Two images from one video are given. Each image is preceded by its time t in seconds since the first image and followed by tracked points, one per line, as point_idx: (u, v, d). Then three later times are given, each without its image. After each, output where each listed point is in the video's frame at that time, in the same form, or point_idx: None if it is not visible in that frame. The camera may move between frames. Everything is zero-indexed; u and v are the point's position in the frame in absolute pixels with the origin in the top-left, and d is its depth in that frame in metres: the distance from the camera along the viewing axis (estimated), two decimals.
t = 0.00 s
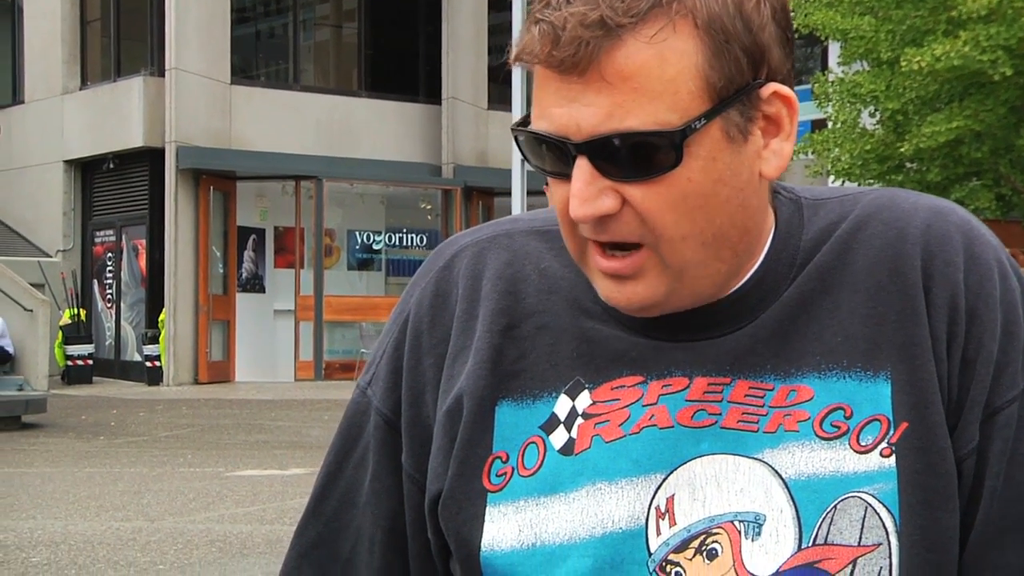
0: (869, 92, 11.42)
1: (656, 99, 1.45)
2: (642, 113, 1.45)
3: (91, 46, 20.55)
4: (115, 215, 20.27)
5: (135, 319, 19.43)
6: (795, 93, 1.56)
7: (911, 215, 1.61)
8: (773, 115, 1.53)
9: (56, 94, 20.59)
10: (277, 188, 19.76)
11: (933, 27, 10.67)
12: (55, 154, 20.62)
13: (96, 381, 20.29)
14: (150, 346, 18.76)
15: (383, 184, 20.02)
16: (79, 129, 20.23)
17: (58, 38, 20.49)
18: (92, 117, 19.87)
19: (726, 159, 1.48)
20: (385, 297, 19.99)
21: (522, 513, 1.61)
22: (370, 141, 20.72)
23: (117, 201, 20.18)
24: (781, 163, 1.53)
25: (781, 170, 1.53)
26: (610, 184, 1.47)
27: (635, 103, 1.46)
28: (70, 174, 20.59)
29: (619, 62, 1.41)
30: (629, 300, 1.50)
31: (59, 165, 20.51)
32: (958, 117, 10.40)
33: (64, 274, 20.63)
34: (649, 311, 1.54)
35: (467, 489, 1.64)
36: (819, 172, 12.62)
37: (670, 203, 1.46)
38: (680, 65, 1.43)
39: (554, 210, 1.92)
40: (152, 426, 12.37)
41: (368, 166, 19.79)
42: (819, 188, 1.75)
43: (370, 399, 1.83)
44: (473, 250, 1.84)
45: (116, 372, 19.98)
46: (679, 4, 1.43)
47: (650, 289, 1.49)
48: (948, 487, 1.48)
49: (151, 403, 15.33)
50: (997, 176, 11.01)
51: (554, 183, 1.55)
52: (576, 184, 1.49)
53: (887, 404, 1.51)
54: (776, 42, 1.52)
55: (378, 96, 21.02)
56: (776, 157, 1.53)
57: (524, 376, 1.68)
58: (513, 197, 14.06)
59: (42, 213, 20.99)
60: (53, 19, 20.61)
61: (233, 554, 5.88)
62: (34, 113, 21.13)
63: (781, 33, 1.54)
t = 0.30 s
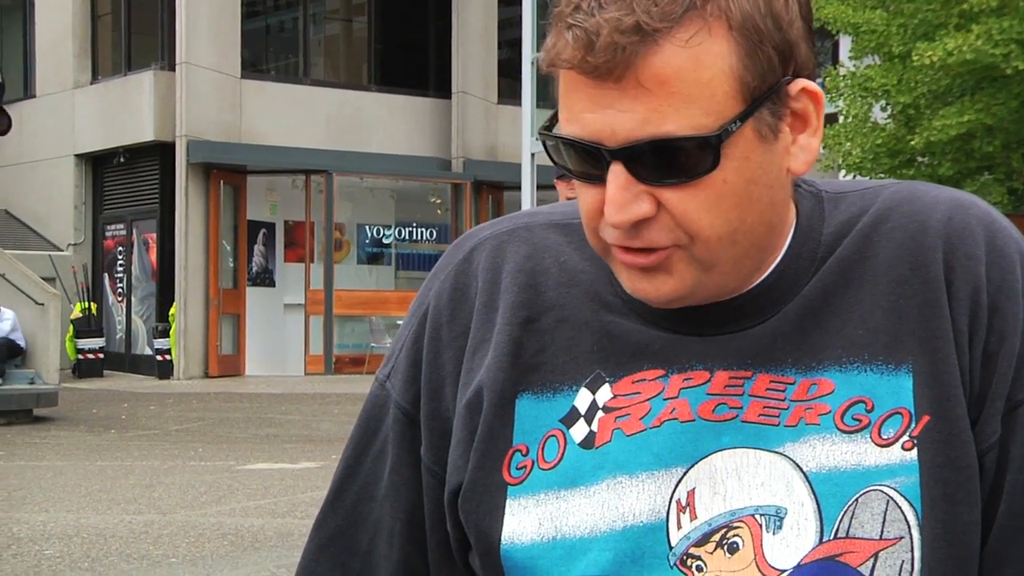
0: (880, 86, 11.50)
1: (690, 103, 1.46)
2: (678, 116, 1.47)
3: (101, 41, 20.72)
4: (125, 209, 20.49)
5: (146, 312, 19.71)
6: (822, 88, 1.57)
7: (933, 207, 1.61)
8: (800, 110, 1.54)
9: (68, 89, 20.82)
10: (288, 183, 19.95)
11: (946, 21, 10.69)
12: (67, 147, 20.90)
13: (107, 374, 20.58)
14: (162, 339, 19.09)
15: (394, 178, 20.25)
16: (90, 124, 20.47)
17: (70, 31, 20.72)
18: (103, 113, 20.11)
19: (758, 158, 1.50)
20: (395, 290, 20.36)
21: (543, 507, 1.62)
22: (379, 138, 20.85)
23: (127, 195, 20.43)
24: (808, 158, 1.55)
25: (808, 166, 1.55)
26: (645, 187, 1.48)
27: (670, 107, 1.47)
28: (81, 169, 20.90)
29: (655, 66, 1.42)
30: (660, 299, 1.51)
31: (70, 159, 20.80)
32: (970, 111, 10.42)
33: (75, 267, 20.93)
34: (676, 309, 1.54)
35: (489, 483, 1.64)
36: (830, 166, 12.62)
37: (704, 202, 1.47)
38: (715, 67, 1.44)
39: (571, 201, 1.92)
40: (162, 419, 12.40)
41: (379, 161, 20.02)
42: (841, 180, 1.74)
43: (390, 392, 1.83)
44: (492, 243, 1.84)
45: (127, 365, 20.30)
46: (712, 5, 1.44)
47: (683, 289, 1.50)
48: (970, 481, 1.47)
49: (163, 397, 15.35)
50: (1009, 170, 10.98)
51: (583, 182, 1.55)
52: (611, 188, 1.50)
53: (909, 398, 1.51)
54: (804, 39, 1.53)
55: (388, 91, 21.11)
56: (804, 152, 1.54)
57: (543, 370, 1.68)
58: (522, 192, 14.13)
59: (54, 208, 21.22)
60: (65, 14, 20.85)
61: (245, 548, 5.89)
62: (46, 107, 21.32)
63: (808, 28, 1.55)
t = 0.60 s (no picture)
0: (888, 80, 11.52)
1: (715, 94, 1.47)
2: (702, 107, 1.47)
3: (109, 34, 20.79)
4: (132, 202, 20.58)
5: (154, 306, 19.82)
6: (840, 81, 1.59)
7: (951, 202, 1.62)
8: (819, 102, 1.55)
9: (76, 82, 20.91)
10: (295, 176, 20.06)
11: (954, 16, 10.78)
12: (75, 141, 20.99)
13: (114, 367, 20.72)
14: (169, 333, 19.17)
15: (402, 172, 20.31)
16: (97, 118, 20.55)
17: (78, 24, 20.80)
18: (110, 106, 20.20)
19: (780, 149, 1.50)
20: (403, 284, 20.35)
21: (558, 502, 1.62)
22: (388, 129, 20.89)
23: (135, 188, 20.51)
24: (828, 151, 1.56)
25: (828, 159, 1.55)
26: (668, 180, 1.49)
27: (693, 99, 1.47)
28: (88, 162, 21.00)
29: (679, 56, 1.43)
30: (682, 294, 1.51)
31: (78, 152, 20.89)
32: (980, 106, 10.48)
33: (83, 261, 21.05)
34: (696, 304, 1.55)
35: (505, 478, 1.65)
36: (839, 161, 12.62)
37: (727, 196, 1.48)
38: (739, 57, 1.45)
39: (584, 197, 1.92)
40: (170, 413, 12.43)
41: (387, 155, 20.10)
42: (856, 175, 1.75)
43: (404, 387, 1.83)
44: (508, 237, 1.84)
45: (135, 359, 20.47)
46: None
47: (704, 283, 1.51)
48: (987, 476, 1.48)
49: (171, 390, 15.38)
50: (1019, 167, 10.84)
51: (602, 175, 1.55)
52: (633, 181, 1.50)
53: (926, 394, 1.51)
54: (823, 31, 1.54)
55: (395, 85, 21.16)
56: (824, 145, 1.55)
57: (558, 364, 1.68)
58: (529, 186, 14.16)
59: (62, 201, 21.37)
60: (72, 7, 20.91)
61: (252, 542, 5.90)
62: (54, 100, 21.40)
63: (826, 19, 1.56)
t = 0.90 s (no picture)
0: (897, 76, 11.41)
1: (738, 91, 1.47)
2: (725, 104, 1.47)
3: (116, 26, 20.82)
4: (139, 194, 20.62)
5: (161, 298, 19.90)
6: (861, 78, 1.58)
7: (973, 198, 1.61)
8: (841, 100, 1.55)
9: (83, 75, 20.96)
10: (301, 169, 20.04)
11: (964, 11, 10.78)
12: (82, 133, 21.05)
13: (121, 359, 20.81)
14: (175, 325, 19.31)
15: (410, 166, 20.27)
16: (104, 110, 20.59)
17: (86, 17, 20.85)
18: (118, 98, 20.26)
19: (802, 146, 1.50)
20: (409, 278, 20.35)
21: (575, 500, 1.62)
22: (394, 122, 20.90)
23: (141, 180, 20.55)
24: (850, 148, 1.56)
25: (850, 155, 1.55)
26: (689, 176, 1.49)
27: (717, 96, 1.47)
28: (95, 155, 21.05)
29: (701, 54, 1.43)
30: (703, 293, 1.52)
31: (85, 144, 20.96)
32: (989, 104, 10.46)
33: (90, 253, 21.12)
34: (717, 302, 1.55)
35: (522, 474, 1.65)
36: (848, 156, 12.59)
37: (751, 193, 1.48)
38: (760, 55, 1.45)
39: (602, 191, 1.92)
40: (176, 405, 12.45)
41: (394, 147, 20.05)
42: (876, 171, 1.75)
43: (421, 381, 1.84)
44: (525, 233, 1.84)
45: (141, 351, 20.54)
46: None
47: (725, 280, 1.51)
48: (1007, 476, 1.48)
49: (178, 383, 15.41)
50: None
51: (622, 172, 1.55)
52: (654, 178, 1.50)
53: (946, 392, 1.51)
54: (845, 27, 1.54)
55: (402, 78, 21.16)
56: (845, 141, 1.55)
57: (576, 361, 1.68)
58: (536, 182, 14.16)
59: (68, 193, 21.40)
60: None
61: (260, 534, 5.91)
62: (62, 91, 21.41)
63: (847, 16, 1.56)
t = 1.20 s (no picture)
0: (903, 72, 11.41)
1: (756, 75, 1.46)
2: (742, 89, 1.47)
3: (122, 22, 20.82)
4: (145, 191, 20.64)
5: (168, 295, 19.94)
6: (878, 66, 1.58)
7: (992, 193, 1.61)
8: (859, 87, 1.54)
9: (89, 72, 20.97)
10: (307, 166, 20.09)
11: (972, 8, 10.87)
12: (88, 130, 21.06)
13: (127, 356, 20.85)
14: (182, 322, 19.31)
15: (415, 163, 20.29)
16: (110, 106, 20.59)
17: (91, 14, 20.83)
18: (124, 94, 20.24)
19: (820, 132, 1.50)
20: (414, 274, 20.38)
21: (592, 497, 1.62)
22: (399, 120, 20.92)
23: (147, 177, 20.57)
24: (867, 136, 1.55)
25: (868, 144, 1.55)
26: (707, 164, 1.48)
27: (734, 80, 1.47)
28: (102, 151, 21.05)
29: (718, 38, 1.42)
30: (720, 284, 1.51)
31: (91, 141, 20.96)
32: (998, 99, 10.55)
33: (96, 249, 21.14)
34: (735, 293, 1.55)
35: (537, 471, 1.65)
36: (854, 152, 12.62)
37: (771, 177, 1.48)
38: (778, 39, 1.45)
39: (617, 188, 1.92)
40: (182, 401, 12.45)
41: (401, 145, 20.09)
42: (894, 167, 1.75)
43: (436, 379, 1.83)
44: (541, 229, 1.84)
45: (147, 347, 20.58)
46: None
47: (743, 271, 1.50)
48: None
49: (184, 378, 15.45)
50: None
51: (638, 162, 1.55)
52: (672, 165, 1.50)
53: (965, 389, 1.51)
54: (862, 13, 1.54)
55: (408, 75, 21.19)
56: (863, 130, 1.55)
57: (592, 359, 1.68)
58: (543, 178, 14.17)
59: (74, 189, 21.42)
60: None
61: (268, 530, 5.92)
62: (68, 87, 21.42)
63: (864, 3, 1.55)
